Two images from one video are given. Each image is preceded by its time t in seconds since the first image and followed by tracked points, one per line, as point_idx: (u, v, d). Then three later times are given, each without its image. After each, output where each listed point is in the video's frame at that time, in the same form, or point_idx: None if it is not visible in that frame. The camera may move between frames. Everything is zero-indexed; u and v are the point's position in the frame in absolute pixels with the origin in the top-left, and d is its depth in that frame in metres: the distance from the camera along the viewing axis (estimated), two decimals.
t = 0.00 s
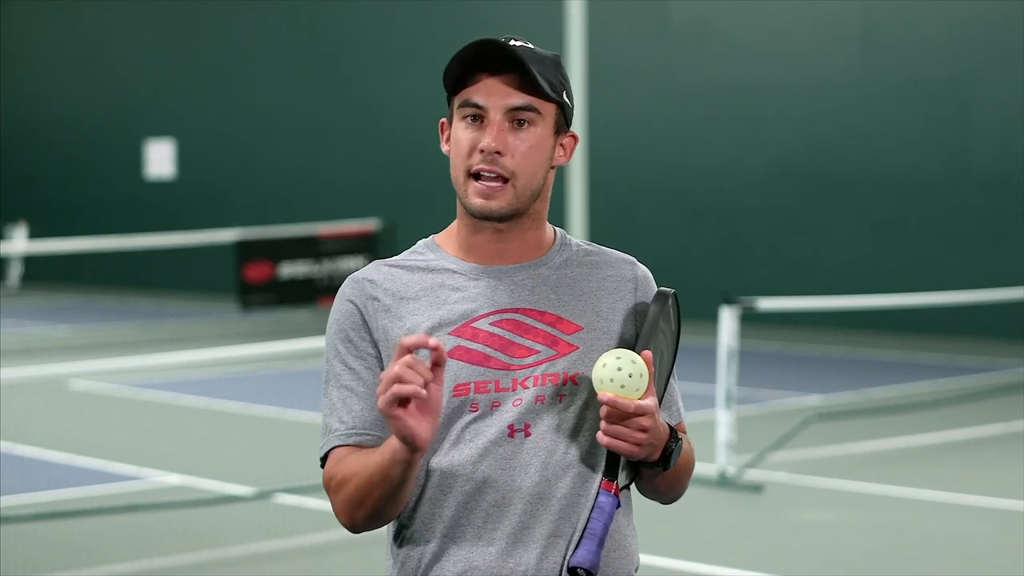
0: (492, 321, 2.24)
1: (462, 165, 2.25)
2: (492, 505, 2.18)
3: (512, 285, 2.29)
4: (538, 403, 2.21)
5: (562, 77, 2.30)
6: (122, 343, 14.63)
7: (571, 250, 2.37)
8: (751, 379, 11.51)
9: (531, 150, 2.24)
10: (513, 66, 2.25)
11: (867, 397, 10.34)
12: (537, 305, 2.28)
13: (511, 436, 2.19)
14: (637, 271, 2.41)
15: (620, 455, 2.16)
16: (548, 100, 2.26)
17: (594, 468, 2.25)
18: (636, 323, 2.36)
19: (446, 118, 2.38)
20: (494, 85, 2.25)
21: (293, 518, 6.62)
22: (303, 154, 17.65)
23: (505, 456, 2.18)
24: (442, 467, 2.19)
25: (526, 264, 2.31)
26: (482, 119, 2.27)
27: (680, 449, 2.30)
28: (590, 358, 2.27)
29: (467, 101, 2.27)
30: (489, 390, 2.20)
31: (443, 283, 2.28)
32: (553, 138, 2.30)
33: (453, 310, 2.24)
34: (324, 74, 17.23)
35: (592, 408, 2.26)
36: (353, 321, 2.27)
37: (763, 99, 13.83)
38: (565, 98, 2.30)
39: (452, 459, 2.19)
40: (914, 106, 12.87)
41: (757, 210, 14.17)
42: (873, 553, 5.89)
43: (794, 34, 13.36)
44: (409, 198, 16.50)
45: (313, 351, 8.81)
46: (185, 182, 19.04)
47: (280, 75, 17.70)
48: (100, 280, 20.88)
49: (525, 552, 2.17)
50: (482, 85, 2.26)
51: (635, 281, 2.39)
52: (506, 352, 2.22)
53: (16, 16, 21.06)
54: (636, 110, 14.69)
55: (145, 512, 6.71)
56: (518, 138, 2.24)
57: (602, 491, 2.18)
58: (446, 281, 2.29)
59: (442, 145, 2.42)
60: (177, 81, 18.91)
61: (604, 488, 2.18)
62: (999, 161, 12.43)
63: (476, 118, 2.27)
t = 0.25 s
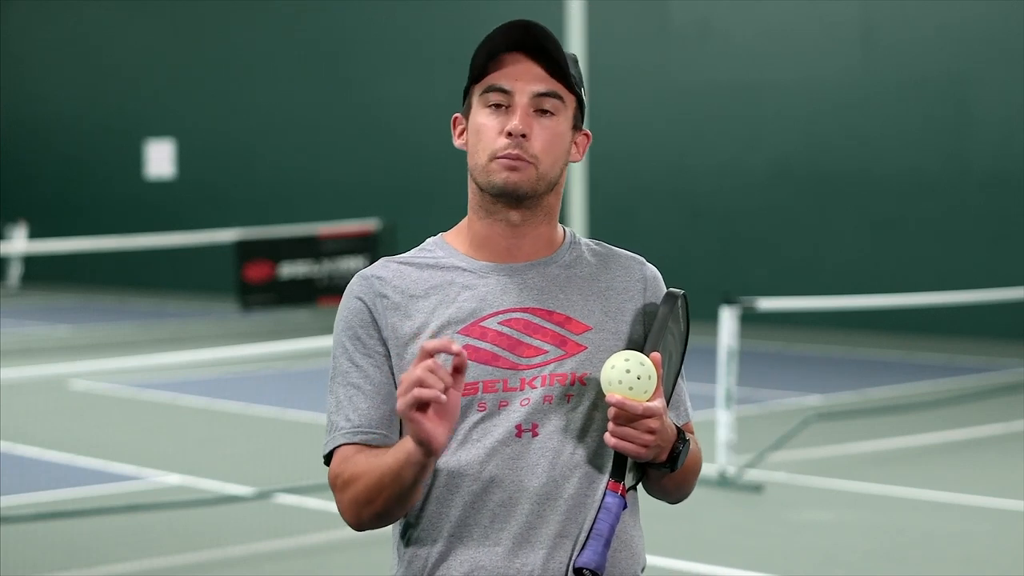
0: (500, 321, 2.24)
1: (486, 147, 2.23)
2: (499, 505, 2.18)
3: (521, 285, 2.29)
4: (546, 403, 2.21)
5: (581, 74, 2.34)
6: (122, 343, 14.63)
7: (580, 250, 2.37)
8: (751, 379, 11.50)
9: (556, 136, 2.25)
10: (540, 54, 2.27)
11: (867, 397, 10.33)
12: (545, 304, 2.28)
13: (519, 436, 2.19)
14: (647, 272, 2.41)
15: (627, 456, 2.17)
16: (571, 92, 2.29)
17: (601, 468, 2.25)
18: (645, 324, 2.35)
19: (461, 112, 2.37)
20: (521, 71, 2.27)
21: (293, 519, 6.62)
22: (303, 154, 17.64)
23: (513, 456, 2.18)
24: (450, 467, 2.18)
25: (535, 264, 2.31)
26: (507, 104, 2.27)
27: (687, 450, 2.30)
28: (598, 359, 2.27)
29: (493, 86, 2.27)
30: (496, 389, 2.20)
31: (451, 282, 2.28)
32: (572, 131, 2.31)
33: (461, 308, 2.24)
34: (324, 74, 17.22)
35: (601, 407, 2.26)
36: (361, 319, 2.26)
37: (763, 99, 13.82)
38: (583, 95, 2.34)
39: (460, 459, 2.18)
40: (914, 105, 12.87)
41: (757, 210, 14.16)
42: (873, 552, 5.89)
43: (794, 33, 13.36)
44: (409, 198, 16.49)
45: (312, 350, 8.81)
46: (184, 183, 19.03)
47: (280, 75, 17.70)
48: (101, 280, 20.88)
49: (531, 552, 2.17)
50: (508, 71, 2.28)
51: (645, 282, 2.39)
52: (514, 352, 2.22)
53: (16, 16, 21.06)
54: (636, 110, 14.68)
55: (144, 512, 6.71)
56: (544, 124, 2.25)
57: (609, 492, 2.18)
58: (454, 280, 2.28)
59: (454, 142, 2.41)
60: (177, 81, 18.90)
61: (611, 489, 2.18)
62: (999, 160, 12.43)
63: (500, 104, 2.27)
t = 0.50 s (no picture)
0: (503, 320, 2.25)
1: (480, 153, 2.24)
2: (501, 502, 2.18)
3: (524, 284, 2.29)
4: (549, 402, 2.21)
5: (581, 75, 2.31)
6: (122, 343, 14.63)
7: (584, 250, 2.37)
8: (752, 379, 11.50)
9: (548, 142, 2.24)
10: (533, 59, 2.26)
11: (867, 397, 10.33)
12: (549, 304, 2.28)
13: (521, 435, 2.18)
14: (652, 273, 2.41)
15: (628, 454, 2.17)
16: (567, 95, 2.27)
17: (603, 467, 2.25)
18: (649, 325, 2.35)
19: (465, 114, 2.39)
20: (515, 77, 2.27)
21: (293, 519, 6.62)
22: (303, 154, 17.64)
23: (514, 456, 2.18)
24: (452, 465, 2.18)
25: (538, 264, 2.31)
26: (502, 110, 2.28)
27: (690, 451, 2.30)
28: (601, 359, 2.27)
29: (488, 92, 2.28)
30: (499, 387, 2.20)
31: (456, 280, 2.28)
32: (571, 134, 2.30)
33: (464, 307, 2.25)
34: (324, 74, 17.22)
35: (604, 406, 2.25)
36: (367, 316, 2.25)
37: (763, 99, 13.83)
38: (585, 96, 2.31)
39: (461, 458, 2.18)
40: (914, 105, 12.87)
41: (757, 210, 14.16)
42: (873, 553, 5.89)
43: (794, 34, 13.35)
44: (409, 198, 16.49)
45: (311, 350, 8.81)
46: (184, 183, 19.03)
47: (280, 75, 17.70)
48: (100, 280, 20.88)
49: (533, 550, 2.16)
50: (503, 77, 2.28)
51: (649, 284, 2.38)
52: (517, 351, 2.22)
53: (16, 16, 21.06)
54: (637, 110, 14.67)
55: (144, 512, 6.71)
56: (539, 130, 2.25)
57: (611, 491, 2.18)
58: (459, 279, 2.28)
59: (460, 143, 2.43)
60: (177, 81, 18.89)
61: (613, 489, 2.18)
62: (999, 160, 12.44)
63: (496, 109, 2.28)
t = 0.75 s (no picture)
0: (502, 322, 2.25)
1: (488, 162, 2.24)
2: (501, 503, 2.18)
3: (523, 286, 2.29)
4: (547, 404, 2.21)
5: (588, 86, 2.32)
6: (122, 343, 14.63)
7: (582, 253, 2.37)
8: (752, 379, 11.51)
9: (556, 154, 2.25)
10: (543, 70, 2.26)
11: (867, 397, 10.33)
12: (547, 306, 2.29)
13: (519, 436, 2.18)
14: (650, 275, 2.41)
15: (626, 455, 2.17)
16: (575, 107, 2.28)
17: (601, 468, 2.25)
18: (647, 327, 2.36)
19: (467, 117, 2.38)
20: (525, 86, 2.26)
21: (292, 518, 6.62)
22: (303, 154, 17.64)
23: (512, 457, 2.18)
24: (452, 466, 2.18)
25: (537, 266, 2.31)
26: (509, 119, 2.27)
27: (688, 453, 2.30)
28: (599, 360, 2.28)
29: (496, 100, 2.27)
30: (498, 389, 2.20)
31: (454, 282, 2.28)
32: (575, 144, 2.31)
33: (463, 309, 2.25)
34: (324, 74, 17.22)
35: (602, 407, 2.26)
36: (365, 318, 2.25)
37: (763, 99, 13.83)
38: (590, 106, 2.32)
39: (461, 459, 2.18)
40: (914, 106, 12.87)
41: (757, 210, 14.16)
42: (873, 553, 5.89)
43: (794, 34, 13.37)
44: (410, 198, 16.49)
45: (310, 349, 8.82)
46: (185, 183, 19.03)
47: (280, 75, 17.70)
48: (101, 280, 20.88)
49: (533, 551, 2.17)
50: (512, 86, 2.27)
51: (647, 285, 2.39)
52: (515, 353, 2.23)
53: (15, 16, 21.05)
54: (637, 110, 14.67)
55: (144, 512, 6.71)
56: (546, 140, 2.25)
57: (610, 492, 2.18)
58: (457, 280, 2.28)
59: (459, 146, 2.42)
60: (177, 82, 18.90)
61: (613, 490, 2.18)
62: (999, 160, 12.44)
63: (503, 117, 2.27)
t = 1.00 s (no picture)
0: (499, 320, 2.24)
1: (475, 148, 2.24)
2: (497, 503, 2.18)
3: (520, 284, 2.29)
4: (543, 403, 2.21)
5: (573, 69, 2.31)
6: (123, 343, 14.62)
7: (580, 248, 2.36)
8: (752, 379, 11.50)
9: (542, 134, 2.24)
10: (524, 53, 2.26)
11: (867, 397, 10.33)
12: (545, 304, 2.28)
13: (516, 437, 2.18)
14: (648, 270, 2.41)
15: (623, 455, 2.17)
16: (560, 87, 2.27)
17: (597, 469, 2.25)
18: (645, 324, 2.35)
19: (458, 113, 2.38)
20: (507, 70, 2.26)
21: (292, 518, 6.62)
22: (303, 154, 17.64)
23: (508, 458, 2.18)
24: (448, 466, 2.18)
25: (534, 263, 2.31)
26: (494, 104, 2.27)
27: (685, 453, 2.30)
28: (596, 359, 2.27)
29: (480, 87, 2.28)
30: (494, 388, 2.20)
31: (451, 279, 2.27)
32: (564, 128, 2.30)
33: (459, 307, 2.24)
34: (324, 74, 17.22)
35: (598, 406, 2.26)
36: (362, 314, 2.25)
37: (763, 99, 13.83)
38: (578, 89, 2.31)
39: (457, 460, 2.18)
40: (914, 106, 12.87)
41: (757, 210, 14.16)
42: (874, 553, 5.89)
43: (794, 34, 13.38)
44: (409, 198, 16.49)
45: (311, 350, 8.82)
46: (184, 183, 19.02)
47: (280, 75, 17.70)
48: (101, 280, 20.87)
49: (529, 553, 2.17)
50: (495, 71, 2.27)
51: (647, 281, 2.39)
52: (511, 351, 2.22)
53: (15, 16, 21.07)
54: (637, 110, 14.67)
55: (144, 512, 6.71)
56: (531, 122, 2.24)
57: (606, 494, 2.19)
58: (454, 277, 2.28)
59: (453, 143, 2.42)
60: (177, 82, 18.89)
61: (608, 492, 2.19)
62: (999, 160, 12.45)
63: (488, 104, 2.28)
